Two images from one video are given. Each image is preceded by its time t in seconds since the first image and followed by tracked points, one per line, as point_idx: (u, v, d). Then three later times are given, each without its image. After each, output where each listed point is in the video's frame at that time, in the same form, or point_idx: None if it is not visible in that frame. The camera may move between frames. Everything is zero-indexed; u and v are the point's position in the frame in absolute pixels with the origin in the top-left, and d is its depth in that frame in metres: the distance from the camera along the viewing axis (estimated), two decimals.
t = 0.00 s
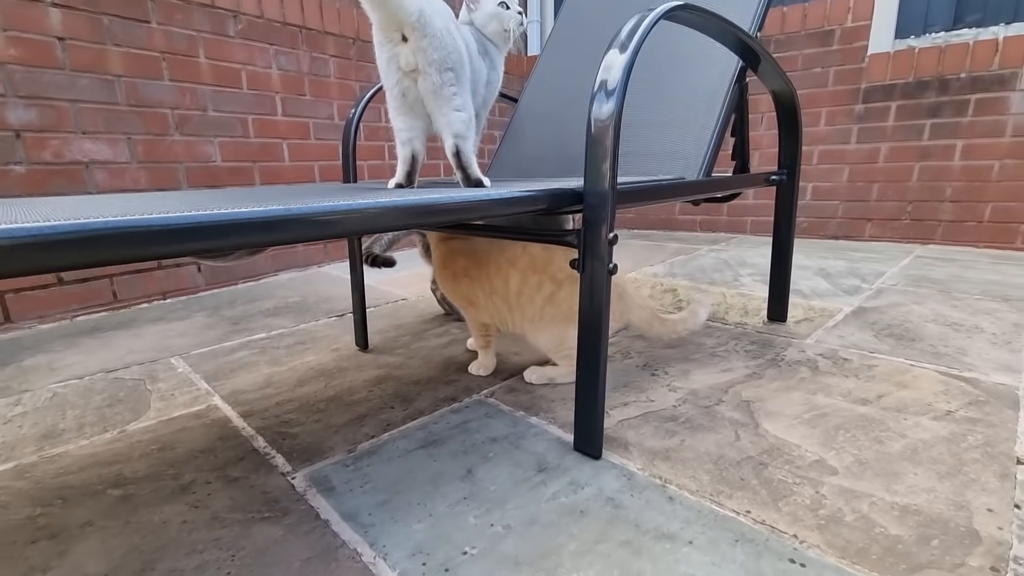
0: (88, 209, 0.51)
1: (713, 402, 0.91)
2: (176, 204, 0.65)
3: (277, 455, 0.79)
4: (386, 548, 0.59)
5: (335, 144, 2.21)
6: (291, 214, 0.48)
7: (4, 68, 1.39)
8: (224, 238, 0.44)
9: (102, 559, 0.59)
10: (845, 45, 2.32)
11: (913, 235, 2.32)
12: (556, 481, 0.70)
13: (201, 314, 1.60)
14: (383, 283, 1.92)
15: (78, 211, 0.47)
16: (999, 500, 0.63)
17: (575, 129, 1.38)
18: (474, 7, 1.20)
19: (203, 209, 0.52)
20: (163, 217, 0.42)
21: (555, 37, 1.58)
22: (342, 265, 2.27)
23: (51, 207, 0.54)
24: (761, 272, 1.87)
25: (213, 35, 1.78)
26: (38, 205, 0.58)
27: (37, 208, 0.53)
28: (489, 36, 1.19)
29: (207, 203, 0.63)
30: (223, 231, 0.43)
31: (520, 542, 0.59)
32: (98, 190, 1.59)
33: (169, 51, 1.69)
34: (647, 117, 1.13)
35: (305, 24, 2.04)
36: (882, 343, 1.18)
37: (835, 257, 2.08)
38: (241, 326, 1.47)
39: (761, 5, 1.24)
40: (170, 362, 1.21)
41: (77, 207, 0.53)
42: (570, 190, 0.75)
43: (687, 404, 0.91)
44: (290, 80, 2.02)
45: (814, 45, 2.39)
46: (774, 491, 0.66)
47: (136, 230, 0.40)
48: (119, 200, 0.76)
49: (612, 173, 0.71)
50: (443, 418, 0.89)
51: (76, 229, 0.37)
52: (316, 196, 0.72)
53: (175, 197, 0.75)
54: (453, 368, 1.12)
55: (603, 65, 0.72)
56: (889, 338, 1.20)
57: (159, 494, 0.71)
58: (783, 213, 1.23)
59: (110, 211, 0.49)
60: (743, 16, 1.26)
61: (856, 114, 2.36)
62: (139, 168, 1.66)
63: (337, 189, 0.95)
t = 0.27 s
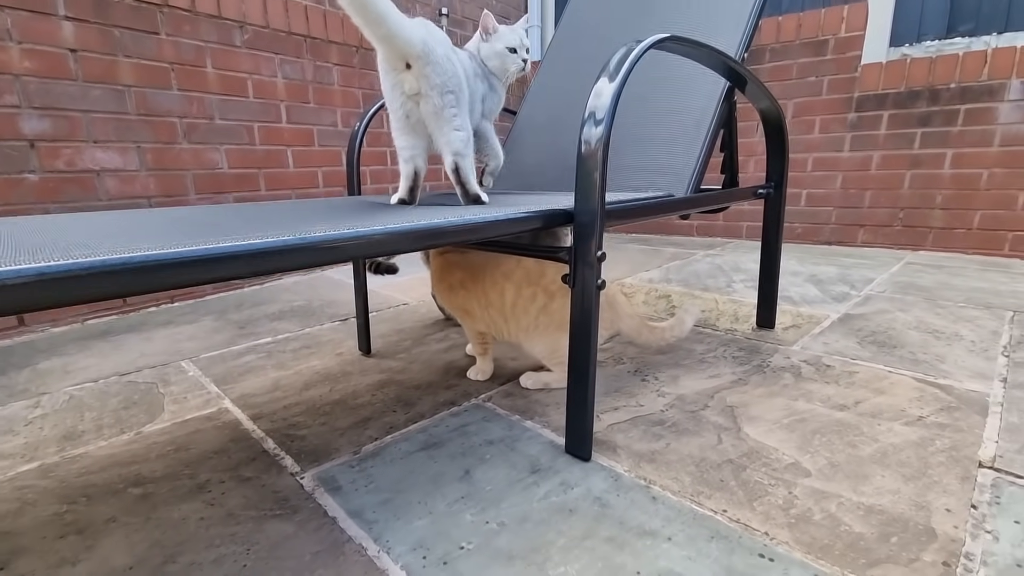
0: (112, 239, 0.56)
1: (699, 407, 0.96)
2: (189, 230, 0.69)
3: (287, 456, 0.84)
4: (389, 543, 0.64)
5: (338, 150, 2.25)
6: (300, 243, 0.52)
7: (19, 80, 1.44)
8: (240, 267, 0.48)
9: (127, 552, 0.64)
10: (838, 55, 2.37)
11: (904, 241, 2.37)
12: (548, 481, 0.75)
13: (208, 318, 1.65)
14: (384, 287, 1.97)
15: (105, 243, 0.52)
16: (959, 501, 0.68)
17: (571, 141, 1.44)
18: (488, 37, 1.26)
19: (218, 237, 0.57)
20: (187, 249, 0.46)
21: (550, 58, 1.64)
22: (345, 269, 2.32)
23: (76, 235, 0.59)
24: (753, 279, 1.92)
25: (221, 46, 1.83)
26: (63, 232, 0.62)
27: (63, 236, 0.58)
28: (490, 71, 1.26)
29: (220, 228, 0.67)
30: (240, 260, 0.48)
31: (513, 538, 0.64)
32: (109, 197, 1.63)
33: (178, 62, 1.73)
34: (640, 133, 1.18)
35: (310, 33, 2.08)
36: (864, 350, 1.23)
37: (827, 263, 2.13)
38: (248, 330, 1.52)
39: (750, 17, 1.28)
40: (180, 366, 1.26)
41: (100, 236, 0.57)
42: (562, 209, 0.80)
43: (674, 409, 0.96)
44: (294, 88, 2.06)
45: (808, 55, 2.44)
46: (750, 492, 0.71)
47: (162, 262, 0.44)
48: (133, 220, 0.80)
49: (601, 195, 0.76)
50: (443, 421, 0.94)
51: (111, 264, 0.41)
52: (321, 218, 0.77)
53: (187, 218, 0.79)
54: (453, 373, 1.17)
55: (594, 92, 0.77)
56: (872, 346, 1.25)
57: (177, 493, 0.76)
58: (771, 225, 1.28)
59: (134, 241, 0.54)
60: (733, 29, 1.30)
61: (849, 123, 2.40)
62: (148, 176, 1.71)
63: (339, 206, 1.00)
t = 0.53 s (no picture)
0: (125, 261, 0.58)
1: (690, 415, 0.99)
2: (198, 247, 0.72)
3: (290, 459, 0.87)
4: (388, 545, 0.66)
5: (341, 153, 2.28)
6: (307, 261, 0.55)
7: (29, 85, 1.47)
8: (251, 286, 0.50)
9: (138, 551, 0.67)
10: (837, 64, 2.39)
11: (900, 249, 2.39)
12: (542, 487, 0.78)
13: (212, 319, 1.68)
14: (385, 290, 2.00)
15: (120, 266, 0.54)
16: (936, 510, 0.71)
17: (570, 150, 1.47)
18: (518, 78, 1.16)
19: (227, 258, 0.59)
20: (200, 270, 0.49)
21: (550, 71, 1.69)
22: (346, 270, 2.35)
23: (89, 257, 0.61)
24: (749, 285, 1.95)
25: (226, 50, 1.85)
26: (76, 252, 0.64)
27: (78, 258, 0.60)
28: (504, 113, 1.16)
29: (226, 246, 0.70)
30: (250, 279, 0.50)
31: (507, 542, 0.67)
32: (115, 200, 1.66)
33: (184, 67, 1.76)
34: (637, 145, 1.20)
35: (314, 37, 2.11)
36: (854, 359, 1.25)
37: (823, 270, 2.15)
38: (251, 332, 1.55)
39: (745, 32, 1.33)
40: (185, 367, 1.29)
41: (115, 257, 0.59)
42: (558, 224, 0.83)
43: (666, 416, 0.98)
44: (298, 92, 2.09)
45: (807, 63, 2.46)
46: (737, 500, 0.74)
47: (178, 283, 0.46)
48: (141, 233, 0.82)
49: (595, 213, 0.78)
50: (442, 426, 0.97)
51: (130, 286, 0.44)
52: (324, 234, 0.79)
53: (193, 233, 0.82)
54: (452, 378, 1.19)
55: (591, 111, 0.81)
56: (862, 355, 1.28)
57: (185, 494, 0.78)
58: (764, 237, 1.31)
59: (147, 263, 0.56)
60: (729, 43, 1.34)
61: (847, 131, 2.42)
62: (154, 178, 1.73)
63: (341, 216, 1.02)
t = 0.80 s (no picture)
0: (126, 279, 0.60)
1: (682, 422, 1.01)
2: (200, 260, 0.74)
3: (290, 466, 0.89)
4: (386, 552, 0.69)
5: (340, 157, 2.29)
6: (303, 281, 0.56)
7: (32, 93, 1.48)
8: (247, 309, 0.52)
9: (143, 557, 0.69)
10: (833, 70, 2.41)
11: (895, 254, 2.41)
12: (536, 494, 0.80)
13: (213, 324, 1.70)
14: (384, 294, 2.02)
15: (120, 285, 0.56)
16: (917, 519, 0.73)
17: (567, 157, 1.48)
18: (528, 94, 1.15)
19: (225, 276, 0.61)
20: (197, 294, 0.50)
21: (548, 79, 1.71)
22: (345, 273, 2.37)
23: (91, 273, 0.62)
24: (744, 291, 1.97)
25: (227, 57, 1.87)
26: (79, 267, 0.66)
27: (80, 275, 0.62)
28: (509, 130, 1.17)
29: (225, 261, 0.71)
30: (247, 302, 0.52)
31: (501, 548, 0.69)
32: (117, 205, 1.68)
33: (186, 73, 1.77)
34: (632, 156, 1.22)
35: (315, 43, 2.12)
36: (845, 366, 1.27)
37: (818, 275, 2.17)
38: (252, 337, 1.57)
39: (740, 41, 1.35)
40: (187, 373, 1.31)
41: (122, 275, 0.61)
42: (551, 238, 0.84)
43: (658, 424, 1.01)
44: (298, 97, 2.10)
45: (803, 69, 2.48)
46: (724, 508, 0.76)
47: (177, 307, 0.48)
48: (144, 245, 0.84)
49: (588, 228, 0.80)
50: (438, 433, 0.99)
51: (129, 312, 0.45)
52: (321, 248, 0.81)
53: (194, 245, 0.83)
54: (449, 384, 1.22)
55: (584, 128, 0.83)
56: (852, 362, 1.30)
57: (188, 500, 0.81)
58: (757, 246, 1.33)
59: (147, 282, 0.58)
60: (724, 52, 1.36)
61: (843, 137, 2.44)
62: (155, 184, 1.75)
63: (340, 227, 1.04)
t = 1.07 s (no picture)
0: (129, 300, 0.62)
1: (670, 431, 1.04)
2: (201, 278, 0.76)
3: (288, 474, 0.92)
4: (379, 559, 0.71)
5: (339, 164, 2.32)
6: (297, 306, 0.59)
7: (37, 104, 1.51)
8: (244, 333, 0.54)
9: (146, 563, 0.72)
10: (827, 77, 2.44)
11: (887, 259, 2.44)
12: (525, 503, 0.83)
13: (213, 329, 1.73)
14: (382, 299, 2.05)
15: (123, 307, 0.58)
16: (892, 528, 0.76)
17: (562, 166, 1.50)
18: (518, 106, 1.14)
19: (225, 298, 0.63)
20: (197, 321, 0.52)
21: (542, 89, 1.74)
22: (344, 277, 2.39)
23: (95, 294, 0.65)
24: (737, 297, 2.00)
25: (228, 66, 1.90)
26: (83, 286, 0.68)
27: (84, 295, 0.64)
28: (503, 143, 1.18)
29: (225, 281, 0.74)
30: (249, 326, 0.55)
31: (490, 556, 0.72)
32: (119, 213, 1.71)
33: (187, 82, 1.80)
34: (624, 170, 1.25)
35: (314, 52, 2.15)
36: (832, 375, 1.30)
37: (811, 282, 2.20)
38: (251, 343, 1.60)
39: (728, 55, 1.37)
40: (188, 380, 1.34)
41: (127, 296, 0.64)
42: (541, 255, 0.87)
43: (646, 432, 1.03)
44: (298, 105, 2.13)
45: (797, 77, 2.51)
46: (707, 516, 0.79)
47: (178, 334, 0.50)
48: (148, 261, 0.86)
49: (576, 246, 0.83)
50: (432, 441, 1.02)
51: (132, 339, 0.48)
52: (317, 266, 0.83)
53: (194, 262, 0.85)
54: (444, 392, 1.24)
55: (573, 149, 0.86)
56: (839, 371, 1.32)
57: (189, 507, 0.83)
58: (747, 256, 1.35)
59: (149, 305, 0.60)
60: (713, 66, 1.38)
61: (836, 144, 2.47)
62: (156, 192, 1.78)
63: (338, 242, 1.06)
